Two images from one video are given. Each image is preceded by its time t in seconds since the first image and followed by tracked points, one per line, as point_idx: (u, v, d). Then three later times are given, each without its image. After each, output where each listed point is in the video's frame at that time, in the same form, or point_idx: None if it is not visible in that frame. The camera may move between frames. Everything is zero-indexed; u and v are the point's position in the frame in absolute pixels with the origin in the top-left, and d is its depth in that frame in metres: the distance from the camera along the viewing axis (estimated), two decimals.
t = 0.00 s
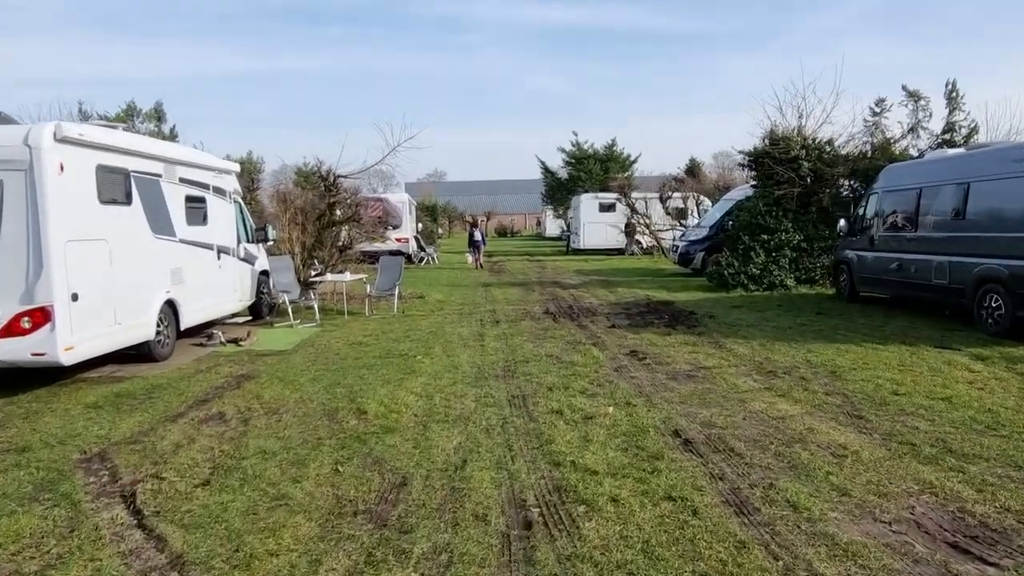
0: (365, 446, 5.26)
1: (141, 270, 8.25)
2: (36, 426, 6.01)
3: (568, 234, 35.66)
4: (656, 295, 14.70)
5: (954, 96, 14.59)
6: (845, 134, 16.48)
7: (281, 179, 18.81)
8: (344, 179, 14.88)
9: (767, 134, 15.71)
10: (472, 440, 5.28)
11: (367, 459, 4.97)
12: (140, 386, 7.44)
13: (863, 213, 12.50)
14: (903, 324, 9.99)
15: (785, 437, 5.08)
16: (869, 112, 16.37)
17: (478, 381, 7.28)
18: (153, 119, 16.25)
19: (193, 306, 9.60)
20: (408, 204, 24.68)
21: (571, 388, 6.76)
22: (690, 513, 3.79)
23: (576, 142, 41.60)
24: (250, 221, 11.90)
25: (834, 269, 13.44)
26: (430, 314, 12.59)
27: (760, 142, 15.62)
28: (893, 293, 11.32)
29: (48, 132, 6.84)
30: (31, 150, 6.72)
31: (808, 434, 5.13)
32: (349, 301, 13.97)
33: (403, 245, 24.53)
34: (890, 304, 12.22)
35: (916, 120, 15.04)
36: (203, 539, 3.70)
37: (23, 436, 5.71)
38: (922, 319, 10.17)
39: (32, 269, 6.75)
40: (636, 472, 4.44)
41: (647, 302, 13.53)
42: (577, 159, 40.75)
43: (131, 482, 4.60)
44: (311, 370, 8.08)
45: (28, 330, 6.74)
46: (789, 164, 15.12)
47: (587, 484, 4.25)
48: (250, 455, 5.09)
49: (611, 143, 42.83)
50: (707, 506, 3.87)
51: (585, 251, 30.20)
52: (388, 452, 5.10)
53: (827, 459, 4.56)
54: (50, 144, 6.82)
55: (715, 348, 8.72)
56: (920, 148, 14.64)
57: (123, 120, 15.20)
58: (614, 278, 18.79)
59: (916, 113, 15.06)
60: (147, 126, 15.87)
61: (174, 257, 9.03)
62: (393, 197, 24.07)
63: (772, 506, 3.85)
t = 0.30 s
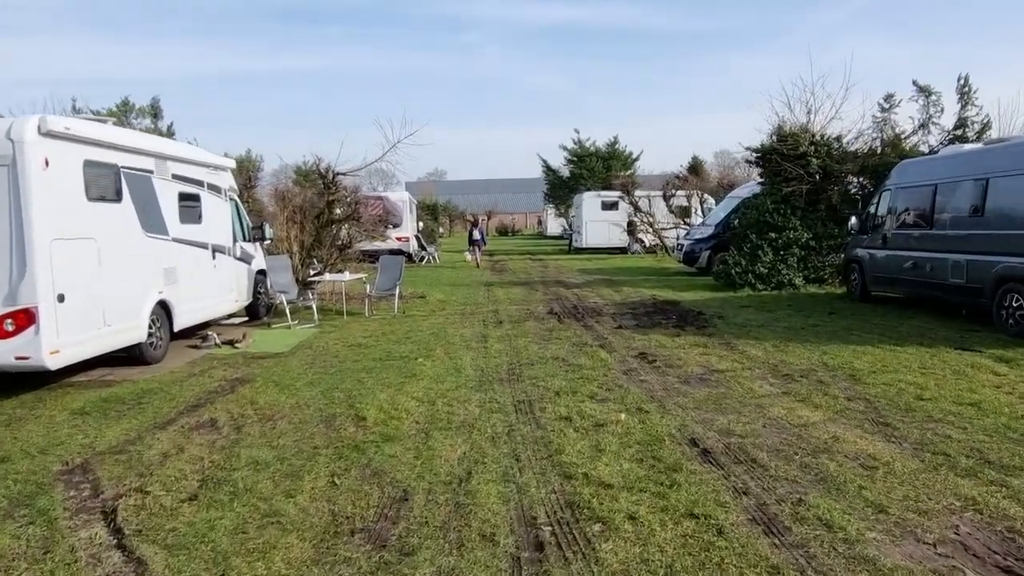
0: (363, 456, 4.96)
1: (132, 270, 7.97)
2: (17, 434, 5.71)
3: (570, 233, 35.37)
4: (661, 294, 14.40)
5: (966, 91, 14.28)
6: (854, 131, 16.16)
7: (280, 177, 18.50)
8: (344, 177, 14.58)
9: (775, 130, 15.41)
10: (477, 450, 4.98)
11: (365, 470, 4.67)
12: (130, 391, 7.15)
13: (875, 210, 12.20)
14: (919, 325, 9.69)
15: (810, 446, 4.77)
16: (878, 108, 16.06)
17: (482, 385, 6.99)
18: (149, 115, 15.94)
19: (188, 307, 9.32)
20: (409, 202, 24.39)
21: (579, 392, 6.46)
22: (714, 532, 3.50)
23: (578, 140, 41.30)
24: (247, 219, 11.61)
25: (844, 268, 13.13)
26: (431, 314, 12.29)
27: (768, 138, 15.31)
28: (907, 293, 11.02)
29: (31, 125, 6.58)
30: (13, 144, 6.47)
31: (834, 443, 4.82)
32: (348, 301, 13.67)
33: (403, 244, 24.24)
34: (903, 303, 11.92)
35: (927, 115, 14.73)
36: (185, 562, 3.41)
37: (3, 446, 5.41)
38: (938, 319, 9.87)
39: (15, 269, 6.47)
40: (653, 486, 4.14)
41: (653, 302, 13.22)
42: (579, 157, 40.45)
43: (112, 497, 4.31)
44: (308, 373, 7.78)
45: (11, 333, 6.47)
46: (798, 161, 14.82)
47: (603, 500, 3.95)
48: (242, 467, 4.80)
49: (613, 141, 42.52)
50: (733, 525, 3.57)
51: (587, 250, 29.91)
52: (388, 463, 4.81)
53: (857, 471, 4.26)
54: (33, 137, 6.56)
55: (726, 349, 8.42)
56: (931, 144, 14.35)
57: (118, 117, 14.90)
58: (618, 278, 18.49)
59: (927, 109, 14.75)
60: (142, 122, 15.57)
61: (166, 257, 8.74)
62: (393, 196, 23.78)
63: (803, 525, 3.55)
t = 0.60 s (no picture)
0: (359, 471, 4.66)
1: (117, 273, 7.65)
2: None
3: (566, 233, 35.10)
4: (662, 296, 14.12)
5: (970, 89, 14.06)
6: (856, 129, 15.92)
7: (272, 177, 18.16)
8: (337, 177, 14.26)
9: (776, 129, 15.15)
10: (480, 464, 4.69)
11: (361, 487, 4.37)
12: (114, 399, 6.83)
13: (881, 210, 11.95)
14: (930, 328, 9.43)
15: (835, 460, 4.49)
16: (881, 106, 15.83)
17: (483, 392, 6.68)
18: (137, 114, 15.58)
19: (176, 311, 8.99)
20: (404, 203, 24.07)
21: (585, 400, 6.17)
22: (743, 561, 3.21)
23: (573, 140, 41.04)
24: (238, 220, 11.30)
25: (849, 269, 12.87)
26: (428, 317, 11.98)
27: (769, 137, 15.05)
28: (916, 294, 10.76)
29: (8, 122, 6.28)
30: None
31: (859, 456, 4.55)
32: (342, 304, 13.35)
33: (398, 245, 23.93)
34: (910, 305, 11.68)
35: (931, 114, 14.50)
36: None
37: None
38: (949, 322, 9.62)
39: None
40: (671, 505, 3.86)
41: (655, 304, 12.94)
42: (575, 157, 40.20)
43: (87, 519, 4.00)
44: (301, 380, 7.47)
45: None
46: (799, 161, 14.55)
47: (619, 521, 3.66)
48: (229, 484, 4.49)
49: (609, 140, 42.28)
50: (763, 552, 3.29)
51: (584, 250, 29.64)
52: (385, 478, 4.51)
53: (890, 489, 3.98)
54: (10, 135, 6.25)
55: (734, 353, 8.13)
56: (936, 142, 14.13)
57: (106, 115, 14.54)
58: (617, 279, 18.21)
59: (931, 106, 14.53)
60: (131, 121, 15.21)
61: (153, 259, 8.42)
62: (388, 196, 23.45)
63: (839, 552, 3.27)
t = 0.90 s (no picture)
0: (353, 491, 4.33)
1: (99, 279, 7.31)
2: None
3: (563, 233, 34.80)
4: (664, 295, 13.82)
5: (976, 80, 13.80)
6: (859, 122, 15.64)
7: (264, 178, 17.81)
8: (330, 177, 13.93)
9: (779, 123, 14.85)
10: (484, 482, 4.36)
11: (355, 509, 4.05)
12: (96, 413, 6.48)
13: (889, 205, 11.65)
14: (945, 326, 9.13)
15: (865, 474, 4.18)
16: (883, 98, 15.55)
17: (484, 400, 6.36)
18: (125, 115, 15.22)
19: (164, 317, 8.66)
20: (399, 204, 23.74)
21: (592, 409, 5.84)
22: None
23: (569, 138, 40.73)
24: (228, 223, 10.96)
25: (855, 265, 12.58)
26: (425, 320, 11.66)
27: (771, 132, 14.76)
28: (927, 291, 10.48)
29: None
30: None
31: (890, 469, 4.23)
32: (337, 307, 13.02)
33: (394, 246, 23.60)
34: (920, 302, 11.39)
35: (936, 106, 14.23)
36: None
37: None
38: (963, 320, 9.33)
39: None
40: (694, 527, 3.54)
41: (657, 304, 12.63)
42: (571, 155, 39.90)
43: (55, 550, 3.66)
44: (293, 390, 7.14)
45: None
46: (803, 155, 14.27)
47: (638, 548, 3.34)
48: (213, 507, 4.16)
49: (605, 138, 41.99)
50: None
51: (581, 250, 29.35)
52: (382, 498, 4.18)
53: (930, 506, 3.67)
54: None
55: (744, 356, 7.82)
56: (941, 136, 13.87)
57: (92, 117, 14.18)
58: (616, 279, 17.91)
59: (936, 99, 14.25)
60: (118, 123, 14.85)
61: (138, 264, 8.08)
62: (382, 197, 23.12)
63: None
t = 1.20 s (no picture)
0: (347, 512, 4.00)
1: (83, 285, 6.99)
2: None
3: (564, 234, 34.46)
4: (670, 297, 13.49)
5: (988, 74, 13.48)
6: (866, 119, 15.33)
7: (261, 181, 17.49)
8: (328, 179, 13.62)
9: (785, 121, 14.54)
10: (488, 501, 4.04)
11: (349, 533, 3.72)
12: (78, 425, 6.16)
13: (901, 202, 11.34)
14: (965, 327, 8.80)
15: (904, 491, 3.84)
16: (892, 94, 15.24)
17: (487, 409, 6.03)
18: (118, 117, 14.92)
19: (154, 324, 8.34)
20: (398, 206, 23.43)
21: (602, 418, 5.52)
22: None
23: (571, 139, 40.41)
24: (222, 226, 10.64)
25: (866, 265, 12.25)
26: (425, 324, 11.34)
27: (778, 129, 14.44)
28: (942, 291, 10.15)
29: None
30: None
31: (930, 485, 3.90)
32: (335, 312, 12.70)
33: (394, 249, 23.28)
34: (934, 302, 11.06)
35: (946, 102, 13.90)
36: None
37: None
38: (983, 321, 8.99)
39: None
40: (721, 555, 3.22)
41: (664, 306, 12.30)
42: (572, 156, 39.59)
43: None
44: (287, 399, 6.81)
45: None
46: (810, 153, 13.92)
47: None
48: (194, 532, 3.82)
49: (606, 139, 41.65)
50: None
51: (584, 251, 29.01)
52: (378, 520, 3.86)
53: (980, 529, 3.34)
54: None
55: (758, 359, 7.48)
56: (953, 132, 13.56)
57: (84, 118, 13.88)
58: (620, 280, 17.58)
59: (946, 94, 13.94)
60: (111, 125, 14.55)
61: (127, 269, 7.76)
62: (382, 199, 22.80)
63: None
